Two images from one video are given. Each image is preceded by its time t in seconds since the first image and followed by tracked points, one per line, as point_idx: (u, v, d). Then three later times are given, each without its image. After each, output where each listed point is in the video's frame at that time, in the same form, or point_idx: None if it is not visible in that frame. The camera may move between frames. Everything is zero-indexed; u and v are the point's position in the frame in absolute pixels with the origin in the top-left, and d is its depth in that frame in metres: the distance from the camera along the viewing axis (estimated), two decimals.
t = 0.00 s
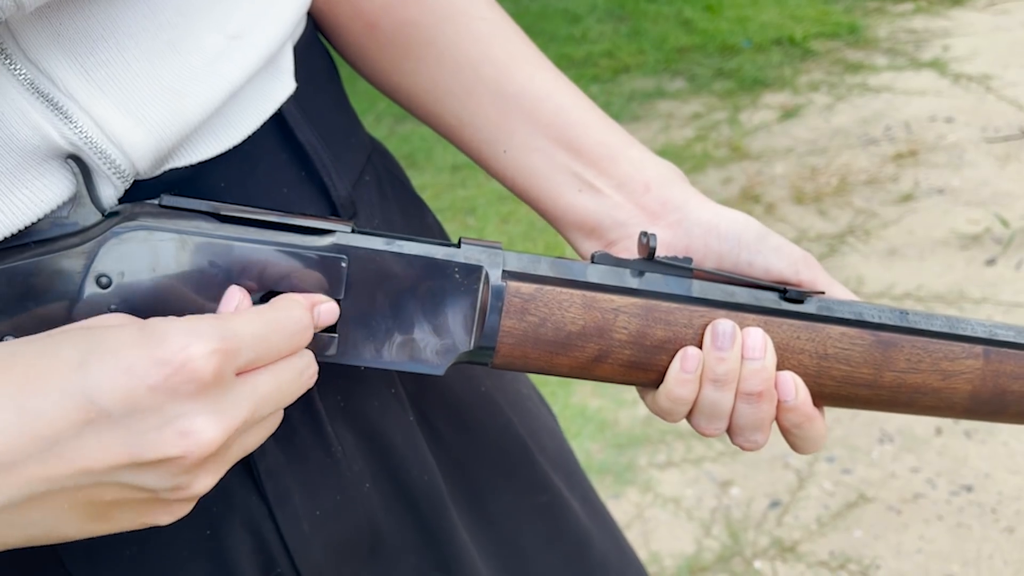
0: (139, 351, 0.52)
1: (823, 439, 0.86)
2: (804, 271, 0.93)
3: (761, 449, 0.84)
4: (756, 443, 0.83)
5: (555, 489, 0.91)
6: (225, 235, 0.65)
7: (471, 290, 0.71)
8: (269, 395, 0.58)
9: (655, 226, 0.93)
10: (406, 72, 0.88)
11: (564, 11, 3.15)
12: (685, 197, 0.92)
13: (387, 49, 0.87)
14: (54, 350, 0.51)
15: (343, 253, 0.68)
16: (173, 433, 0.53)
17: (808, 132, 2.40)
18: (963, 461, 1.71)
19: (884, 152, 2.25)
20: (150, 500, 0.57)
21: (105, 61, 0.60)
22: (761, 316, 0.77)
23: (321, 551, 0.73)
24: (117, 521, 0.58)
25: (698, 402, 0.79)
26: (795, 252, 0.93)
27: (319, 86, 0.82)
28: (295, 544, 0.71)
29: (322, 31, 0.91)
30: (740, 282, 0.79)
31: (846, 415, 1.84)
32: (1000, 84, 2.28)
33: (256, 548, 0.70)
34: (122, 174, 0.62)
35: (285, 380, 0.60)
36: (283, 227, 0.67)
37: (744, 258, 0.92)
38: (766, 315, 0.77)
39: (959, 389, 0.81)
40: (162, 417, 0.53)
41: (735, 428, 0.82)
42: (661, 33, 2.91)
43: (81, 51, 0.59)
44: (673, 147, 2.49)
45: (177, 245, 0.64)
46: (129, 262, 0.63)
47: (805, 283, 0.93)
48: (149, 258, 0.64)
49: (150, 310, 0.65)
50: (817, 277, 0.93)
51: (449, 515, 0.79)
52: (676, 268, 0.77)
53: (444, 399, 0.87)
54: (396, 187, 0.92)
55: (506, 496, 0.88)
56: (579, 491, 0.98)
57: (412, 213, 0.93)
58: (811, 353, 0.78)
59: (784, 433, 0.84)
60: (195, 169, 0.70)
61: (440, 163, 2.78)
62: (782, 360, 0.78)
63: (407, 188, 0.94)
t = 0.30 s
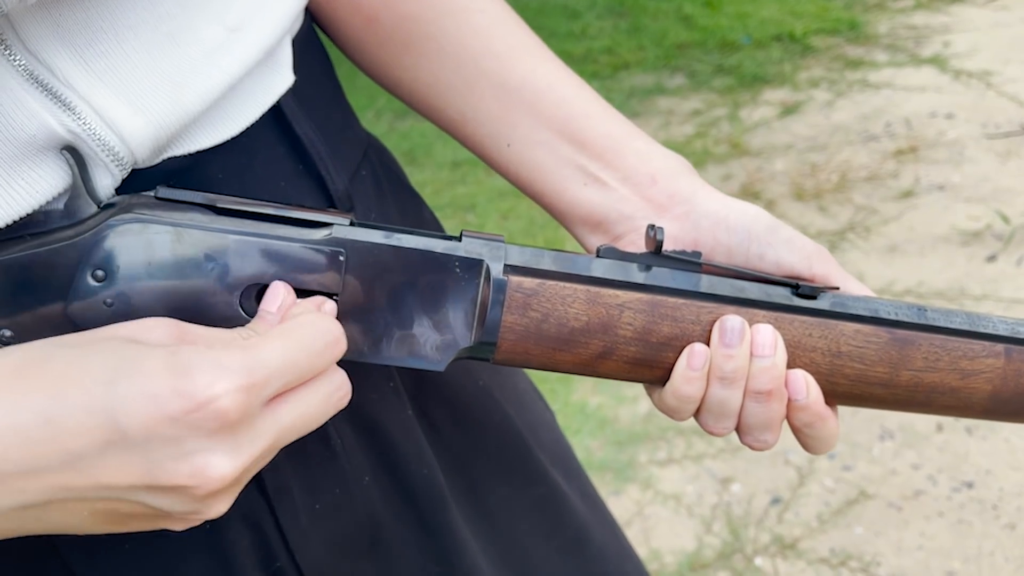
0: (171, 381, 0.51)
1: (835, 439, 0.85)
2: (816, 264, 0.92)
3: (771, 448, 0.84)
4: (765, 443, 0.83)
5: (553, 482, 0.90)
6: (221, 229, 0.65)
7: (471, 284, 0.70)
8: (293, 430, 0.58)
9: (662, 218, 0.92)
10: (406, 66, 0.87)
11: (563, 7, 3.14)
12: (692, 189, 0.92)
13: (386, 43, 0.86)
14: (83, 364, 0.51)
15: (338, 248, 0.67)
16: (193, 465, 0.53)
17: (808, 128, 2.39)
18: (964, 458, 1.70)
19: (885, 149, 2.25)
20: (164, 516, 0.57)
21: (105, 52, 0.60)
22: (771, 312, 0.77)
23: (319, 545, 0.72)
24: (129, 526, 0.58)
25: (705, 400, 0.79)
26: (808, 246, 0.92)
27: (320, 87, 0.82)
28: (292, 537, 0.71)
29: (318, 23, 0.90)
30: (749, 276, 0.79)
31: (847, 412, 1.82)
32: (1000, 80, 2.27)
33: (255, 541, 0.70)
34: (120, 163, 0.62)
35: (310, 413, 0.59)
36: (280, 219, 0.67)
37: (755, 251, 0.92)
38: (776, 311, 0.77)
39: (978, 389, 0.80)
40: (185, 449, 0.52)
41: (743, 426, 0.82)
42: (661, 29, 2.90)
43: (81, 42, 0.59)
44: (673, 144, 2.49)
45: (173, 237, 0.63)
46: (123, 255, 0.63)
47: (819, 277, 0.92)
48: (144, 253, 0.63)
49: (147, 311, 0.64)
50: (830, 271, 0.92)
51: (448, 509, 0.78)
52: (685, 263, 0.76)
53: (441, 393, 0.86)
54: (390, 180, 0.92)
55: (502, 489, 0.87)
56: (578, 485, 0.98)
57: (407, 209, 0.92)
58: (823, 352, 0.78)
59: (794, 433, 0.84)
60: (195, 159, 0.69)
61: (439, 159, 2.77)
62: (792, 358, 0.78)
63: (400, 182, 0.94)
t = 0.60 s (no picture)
0: (184, 284, 0.55)
1: (836, 454, 0.85)
2: (821, 277, 0.91)
3: (771, 462, 0.84)
4: (765, 457, 0.83)
5: (555, 485, 0.90)
6: (217, 234, 0.64)
7: (469, 292, 0.70)
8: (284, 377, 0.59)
9: (664, 227, 0.92)
10: (411, 66, 0.87)
11: (563, 6, 3.13)
12: (698, 199, 0.92)
13: (393, 43, 0.86)
14: (104, 270, 0.57)
15: (337, 251, 0.67)
16: (185, 359, 0.54)
17: (808, 126, 2.39)
18: (964, 457, 1.70)
19: (885, 147, 2.25)
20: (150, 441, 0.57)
21: (104, 51, 0.60)
22: (774, 326, 0.77)
23: (315, 545, 0.72)
24: (118, 463, 0.58)
25: (705, 413, 0.79)
26: (813, 258, 0.91)
27: (327, 85, 0.82)
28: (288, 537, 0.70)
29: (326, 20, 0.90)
30: (754, 288, 0.79)
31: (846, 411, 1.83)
32: (1001, 78, 2.27)
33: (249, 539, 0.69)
34: (118, 161, 0.62)
35: (299, 369, 0.60)
36: (276, 222, 0.66)
37: (758, 263, 0.91)
38: (778, 325, 0.77)
39: (984, 408, 0.80)
40: (182, 341, 0.54)
41: (743, 440, 0.82)
42: (661, 28, 2.89)
43: (80, 40, 0.59)
44: (673, 142, 2.48)
45: (170, 240, 0.63)
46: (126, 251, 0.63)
47: (823, 291, 0.91)
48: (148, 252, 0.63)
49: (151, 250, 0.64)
50: (836, 283, 0.91)
51: (446, 511, 0.78)
52: (686, 273, 0.76)
53: (443, 394, 0.86)
54: (396, 182, 0.91)
55: (507, 493, 0.87)
56: (579, 487, 0.97)
57: (412, 210, 0.92)
58: (826, 367, 0.77)
59: (794, 447, 0.83)
60: (194, 157, 0.68)
61: (439, 158, 2.76)
62: (794, 373, 0.78)
63: (407, 183, 0.93)
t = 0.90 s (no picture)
0: (219, 185, 0.51)
1: (834, 441, 0.85)
2: (820, 266, 0.91)
3: (771, 448, 0.84)
4: (764, 444, 0.83)
5: (554, 478, 0.90)
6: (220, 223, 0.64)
7: (472, 280, 0.70)
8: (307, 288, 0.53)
9: (664, 218, 0.92)
10: (411, 60, 0.86)
11: (563, 4, 3.13)
12: (696, 189, 0.92)
13: (392, 37, 0.86)
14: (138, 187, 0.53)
15: (340, 239, 0.67)
16: (218, 249, 0.49)
17: (808, 125, 2.39)
18: (963, 456, 1.70)
19: (885, 146, 2.24)
20: (178, 347, 0.50)
21: (105, 41, 0.59)
22: (774, 314, 0.77)
23: (315, 535, 0.71)
24: (143, 378, 0.51)
25: (705, 400, 0.79)
26: (811, 247, 0.90)
27: (328, 75, 0.81)
28: (289, 527, 0.69)
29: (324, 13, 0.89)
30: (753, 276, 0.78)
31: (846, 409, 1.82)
32: (1001, 77, 2.27)
33: (250, 528, 0.68)
34: (121, 149, 0.60)
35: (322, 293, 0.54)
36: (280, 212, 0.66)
37: (758, 252, 0.91)
38: (778, 313, 0.77)
39: (981, 395, 0.80)
40: (214, 234, 0.49)
41: (742, 427, 0.81)
42: (661, 27, 2.89)
43: (80, 31, 0.58)
44: (672, 142, 2.48)
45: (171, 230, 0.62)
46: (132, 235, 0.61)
47: (821, 279, 0.90)
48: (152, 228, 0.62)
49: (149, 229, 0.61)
50: (833, 272, 0.91)
51: (445, 502, 0.79)
52: (687, 262, 0.76)
53: (444, 386, 0.86)
54: (396, 175, 0.91)
55: (508, 486, 0.87)
56: (577, 481, 0.97)
57: (411, 203, 0.92)
58: (825, 355, 0.77)
59: (793, 434, 0.83)
60: (198, 148, 0.68)
61: (438, 157, 2.76)
62: (794, 361, 0.78)
63: (405, 175, 0.93)
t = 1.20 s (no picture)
0: (246, 155, 0.51)
1: (836, 442, 0.85)
2: (823, 267, 0.92)
3: (773, 449, 0.84)
4: (768, 444, 0.83)
5: (557, 478, 0.90)
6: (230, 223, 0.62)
7: (481, 280, 0.70)
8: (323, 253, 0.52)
9: (669, 220, 0.92)
10: (415, 64, 0.86)
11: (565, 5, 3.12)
12: (699, 191, 0.92)
13: (396, 41, 0.86)
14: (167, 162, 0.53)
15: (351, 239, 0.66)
16: (241, 207, 0.49)
17: (809, 126, 2.39)
18: (964, 458, 1.70)
19: (886, 147, 2.24)
20: (207, 305, 0.50)
21: (113, 41, 0.59)
22: (778, 316, 0.77)
23: (320, 534, 0.70)
24: (173, 341, 0.51)
25: (710, 401, 0.79)
26: (814, 248, 0.91)
27: (332, 77, 0.82)
28: (294, 525, 0.69)
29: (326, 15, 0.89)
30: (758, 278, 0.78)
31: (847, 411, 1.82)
32: (1003, 79, 2.27)
33: (255, 526, 0.68)
34: (131, 147, 0.60)
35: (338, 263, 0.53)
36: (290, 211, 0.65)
37: (761, 255, 0.91)
38: (783, 315, 0.77)
39: (982, 396, 0.80)
40: (237, 194, 0.49)
41: (746, 427, 0.82)
42: (663, 28, 2.88)
43: (88, 32, 0.58)
44: (673, 142, 2.48)
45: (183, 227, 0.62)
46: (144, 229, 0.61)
47: (824, 281, 0.91)
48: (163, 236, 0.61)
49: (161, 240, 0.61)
50: (836, 274, 0.92)
51: (449, 501, 0.79)
52: (693, 264, 0.76)
53: (447, 385, 0.86)
54: (399, 176, 0.91)
55: (511, 486, 0.87)
56: (579, 481, 0.97)
57: (414, 203, 0.92)
58: (829, 356, 0.77)
59: (796, 434, 0.83)
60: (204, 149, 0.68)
61: (439, 157, 2.76)
62: (798, 362, 0.78)
63: (409, 175, 0.93)
